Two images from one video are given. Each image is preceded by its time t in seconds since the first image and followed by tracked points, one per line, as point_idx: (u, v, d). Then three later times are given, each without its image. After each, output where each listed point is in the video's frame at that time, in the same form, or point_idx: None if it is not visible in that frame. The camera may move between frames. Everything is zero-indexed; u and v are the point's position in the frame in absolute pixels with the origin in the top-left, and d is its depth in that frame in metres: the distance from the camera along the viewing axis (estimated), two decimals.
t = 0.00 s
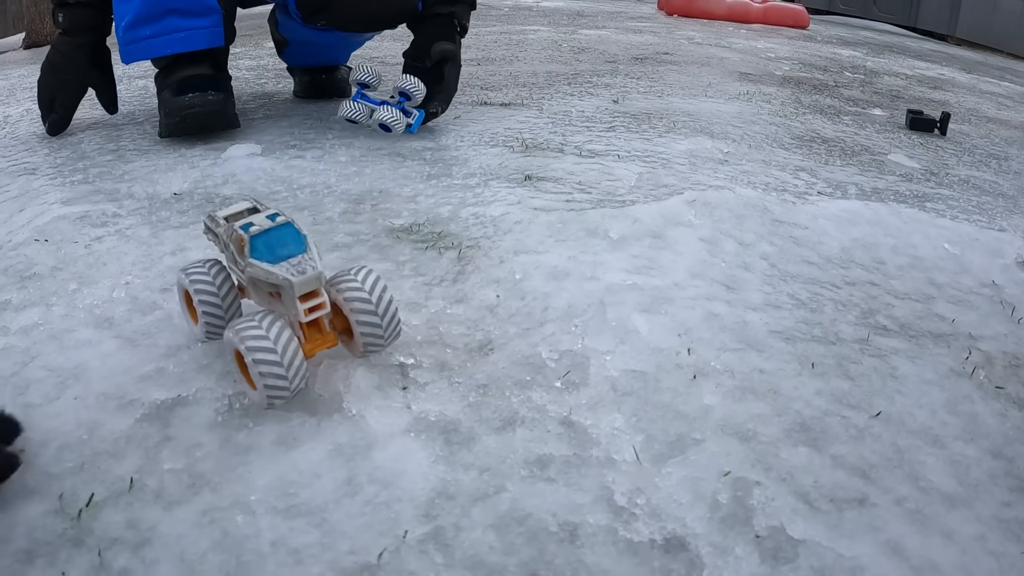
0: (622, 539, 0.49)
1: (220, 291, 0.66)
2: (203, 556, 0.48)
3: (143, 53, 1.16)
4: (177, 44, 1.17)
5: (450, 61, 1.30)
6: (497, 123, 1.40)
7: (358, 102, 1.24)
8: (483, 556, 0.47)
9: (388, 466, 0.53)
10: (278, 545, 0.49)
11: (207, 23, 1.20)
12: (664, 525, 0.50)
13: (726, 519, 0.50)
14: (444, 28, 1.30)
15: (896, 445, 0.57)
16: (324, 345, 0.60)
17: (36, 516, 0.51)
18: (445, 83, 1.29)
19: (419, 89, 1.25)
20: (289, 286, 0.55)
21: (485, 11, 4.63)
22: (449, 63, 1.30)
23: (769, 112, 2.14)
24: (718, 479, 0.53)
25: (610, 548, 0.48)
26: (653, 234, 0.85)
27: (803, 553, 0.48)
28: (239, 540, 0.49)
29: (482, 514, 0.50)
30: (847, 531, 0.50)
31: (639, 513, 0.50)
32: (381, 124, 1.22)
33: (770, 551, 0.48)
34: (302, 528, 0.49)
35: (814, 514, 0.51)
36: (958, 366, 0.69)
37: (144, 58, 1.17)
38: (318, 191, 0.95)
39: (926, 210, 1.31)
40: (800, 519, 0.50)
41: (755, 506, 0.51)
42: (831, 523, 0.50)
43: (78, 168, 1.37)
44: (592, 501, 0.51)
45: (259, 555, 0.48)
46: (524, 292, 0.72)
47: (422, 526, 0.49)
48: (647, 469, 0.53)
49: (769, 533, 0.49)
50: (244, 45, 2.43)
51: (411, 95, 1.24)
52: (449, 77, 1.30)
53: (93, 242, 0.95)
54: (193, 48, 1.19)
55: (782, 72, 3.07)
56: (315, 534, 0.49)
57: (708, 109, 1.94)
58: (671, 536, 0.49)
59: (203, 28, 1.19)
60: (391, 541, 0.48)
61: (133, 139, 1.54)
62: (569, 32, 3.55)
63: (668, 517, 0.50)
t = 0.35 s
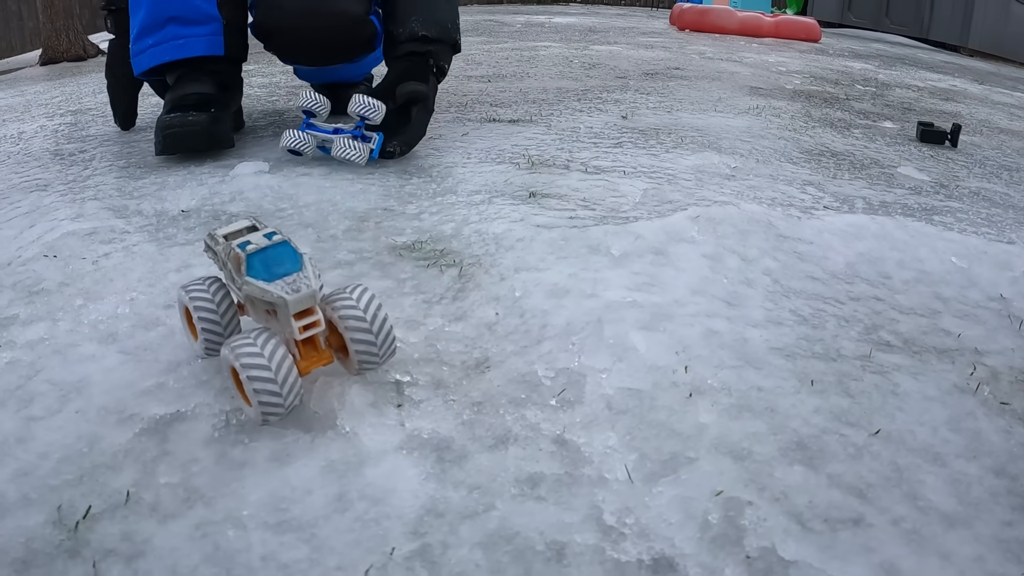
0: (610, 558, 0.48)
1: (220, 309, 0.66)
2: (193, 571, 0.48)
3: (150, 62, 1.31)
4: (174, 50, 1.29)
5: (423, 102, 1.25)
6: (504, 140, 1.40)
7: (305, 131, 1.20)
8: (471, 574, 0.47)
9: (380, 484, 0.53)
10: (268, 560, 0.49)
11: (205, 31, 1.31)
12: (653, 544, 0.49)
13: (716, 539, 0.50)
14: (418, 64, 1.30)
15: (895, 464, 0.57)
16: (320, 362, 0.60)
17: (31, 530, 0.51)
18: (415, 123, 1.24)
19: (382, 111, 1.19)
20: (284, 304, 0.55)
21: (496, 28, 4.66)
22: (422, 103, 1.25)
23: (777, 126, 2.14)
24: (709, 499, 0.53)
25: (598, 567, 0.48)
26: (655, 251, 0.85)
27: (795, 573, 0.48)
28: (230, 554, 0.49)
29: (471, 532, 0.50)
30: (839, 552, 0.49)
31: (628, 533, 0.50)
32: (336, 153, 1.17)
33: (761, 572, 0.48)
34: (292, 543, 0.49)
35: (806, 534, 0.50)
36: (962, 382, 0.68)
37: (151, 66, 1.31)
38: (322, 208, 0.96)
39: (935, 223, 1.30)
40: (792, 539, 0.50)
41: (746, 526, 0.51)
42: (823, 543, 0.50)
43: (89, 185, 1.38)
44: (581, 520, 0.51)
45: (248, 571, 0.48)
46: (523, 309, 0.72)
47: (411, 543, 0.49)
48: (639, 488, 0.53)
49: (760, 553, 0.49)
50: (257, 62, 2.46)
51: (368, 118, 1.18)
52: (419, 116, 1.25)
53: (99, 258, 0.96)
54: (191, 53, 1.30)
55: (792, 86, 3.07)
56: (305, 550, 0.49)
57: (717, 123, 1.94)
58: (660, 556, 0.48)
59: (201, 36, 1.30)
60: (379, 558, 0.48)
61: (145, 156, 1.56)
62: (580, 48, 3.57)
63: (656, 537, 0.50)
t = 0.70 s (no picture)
0: (584, 569, 0.49)
1: (216, 322, 0.68)
2: None
3: (149, 71, 1.34)
4: (168, 60, 1.32)
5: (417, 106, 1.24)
6: (505, 152, 1.42)
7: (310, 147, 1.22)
8: None
9: (365, 494, 0.55)
10: (255, 566, 0.50)
11: (200, 42, 1.33)
12: (625, 556, 0.50)
13: (689, 551, 0.51)
14: (399, 71, 1.30)
15: (874, 478, 0.58)
16: (310, 375, 0.62)
17: (29, 537, 0.53)
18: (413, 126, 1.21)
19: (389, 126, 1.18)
20: (274, 319, 0.57)
21: (503, 37, 4.69)
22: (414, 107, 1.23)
23: (780, 136, 2.15)
24: (684, 511, 0.54)
25: None
26: (646, 265, 0.86)
27: None
28: (219, 560, 0.50)
29: (450, 542, 0.51)
30: (810, 566, 0.50)
31: (602, 544, 0.51)
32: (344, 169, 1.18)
33: None
34: (278, 551, 0.51)
35: (778, 547, 0.51)
36: (947, 396, 0.69)
37: (149, 76, 1.34)
38: (321, 222, 0.98)
39: (933, 233, 1.31)
40: (764, 551, 0.51)
41: (719, 538, 0.52)
42: (795, 556, 0.51)
43: (96, 196, 1.41)
44: (558, 531, 0.52)
45: None
46: (513, 323, 0.73)
47: (392, 552, 0.50)
48: (615, 501, 0.54)
49: (732, 565, 0.50)
50: (265, 74, 2.49)
51: (374, 133, 1.17)
52: (419, 118, 1.23)
53: (103, 271, 0.98)
54: (185, 64, 1.33)
55: (797, 94, 3.08)
56: (290, 557, 0.50)
57: (719, 133, 1.96)
58: (632, 567, 0.50)
59: (196, 47, 1.33)
60: (361, 565, 0.49)
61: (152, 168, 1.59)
62: (585, 58, 3.60)
63: (629, 548, 0.51)
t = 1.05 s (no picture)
0: (609, 568, 0.50)
1: (242, 330, 0.69)
2: None
3: (162, 84, 1.35)
4: (182, 73, 1.33)
5: (382, 105, 1.20)
6: (518, 164, 1.43)
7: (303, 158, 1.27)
8: None
9: (392, 496, 0.56)
10: (286, 566, 0.51)
11: (212, 53, 1.34)
12: (650, 555, 0.51)
13: (712, 551, 0.52)
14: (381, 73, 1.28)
15: (892, 479, 0.58)
16: (336, 382, 0.63)
17: (63, 538, 0.54)
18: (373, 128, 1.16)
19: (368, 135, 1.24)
20: (303, 326, 0.58)
21: (513, 50, 4.73)
22: (376, 106, 1.19)
23: (789, 146, 2.16)
24: (707, 513, 0.54)
25: None
26: (663, 274, 0.87)
27: None
28: (250, 560, 0.51)
29: (478, 542, 0.52)
30: (832, 565, 0.51)
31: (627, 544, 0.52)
32: (333, 177, 1.19)
33: None
34: (309, 551, 0.52)
35: (800, 546, 0.52)
36: (963, 399, 0.69)
37: (163, 88, 1.35)
38: (340, 232, 0.99)
39: (943, 242, 1.32)
40: (786, 551, 0.52)
41: (742, 540, 0.53)
42: (816, 556, 0.51)
43: (113, 207, 1.42)
44: (583, 531, 0.53)
45: None
46: (533, 330, 0.74)
47: (421, 552, 0.51)
48: (639, 503, 0.55)
49: (755, 565, 0.51)
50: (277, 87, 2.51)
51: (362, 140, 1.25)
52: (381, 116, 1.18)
53: (124, 280, 1.00)
54: (198, 75, 1.34)
55: (805, 105, 3.10)
56: (320, 558, 0.51)
57: (729, 144, 1.97)
58: (658, 566, 0.50)
59: (209, 58, 1.34)
60: (390, 566, 0.50)
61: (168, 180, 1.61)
62: (594, 70, 3.62)
63: (654, 548, 0.52)
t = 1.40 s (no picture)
0: None
1: (246, 375, 0.69)
2: None
3: (172, 130, 1.37)
4: (190, 119, 1.35)
5: (384, 150, 1.21)
6: (525, 208, 1.43)
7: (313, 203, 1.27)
8: None
9: (396, 543, 0.55)
10: None
11: (220, 100, 1.36)
12: None
13: None
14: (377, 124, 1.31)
15: (907, 517, 0.57)
16: (340, 427, 0.62)
17: None
18: (376, 172, 1.17)
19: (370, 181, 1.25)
20: (306, 371, 0.58)
21: (520, 95, 4.81)
22: (378, 152, 1.21)
23: (795, 183, 2.17)
24: (717, 556, 0.53)
25: None
26: (671, 315, 0.86)
27: None
28: None
29: None
30: None
31: None
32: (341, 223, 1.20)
33: None
34: None
35: None
36: (977, 432, 0.68)
37: (172, 135, 1.37)
38: (346, 277, 0.99)
39: (953, 274, 1.31)
40: None
41: None
42: None
43: (122, 251, 1.44)
44: None
45: None
46: (540, 375, 0.74)
47: None
48: (649, 548, 0.54)
49: None
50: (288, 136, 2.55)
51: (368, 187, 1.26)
52: (383, 158, 1.19)
53: (131, 324, 1.00)
54: (206, 121, 1.35)
55: (811, 142, 3.12)
56: None
57: (735, 183, 1.98)
58: None
59: (217, 105, 1.36)
60: None
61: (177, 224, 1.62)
62: (601, 113, 3.67)
63: None
